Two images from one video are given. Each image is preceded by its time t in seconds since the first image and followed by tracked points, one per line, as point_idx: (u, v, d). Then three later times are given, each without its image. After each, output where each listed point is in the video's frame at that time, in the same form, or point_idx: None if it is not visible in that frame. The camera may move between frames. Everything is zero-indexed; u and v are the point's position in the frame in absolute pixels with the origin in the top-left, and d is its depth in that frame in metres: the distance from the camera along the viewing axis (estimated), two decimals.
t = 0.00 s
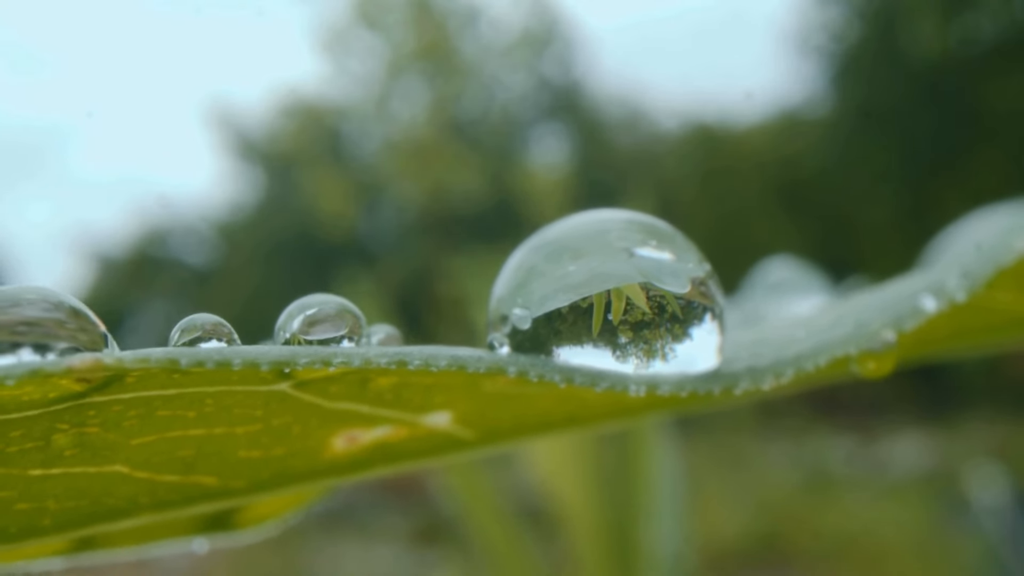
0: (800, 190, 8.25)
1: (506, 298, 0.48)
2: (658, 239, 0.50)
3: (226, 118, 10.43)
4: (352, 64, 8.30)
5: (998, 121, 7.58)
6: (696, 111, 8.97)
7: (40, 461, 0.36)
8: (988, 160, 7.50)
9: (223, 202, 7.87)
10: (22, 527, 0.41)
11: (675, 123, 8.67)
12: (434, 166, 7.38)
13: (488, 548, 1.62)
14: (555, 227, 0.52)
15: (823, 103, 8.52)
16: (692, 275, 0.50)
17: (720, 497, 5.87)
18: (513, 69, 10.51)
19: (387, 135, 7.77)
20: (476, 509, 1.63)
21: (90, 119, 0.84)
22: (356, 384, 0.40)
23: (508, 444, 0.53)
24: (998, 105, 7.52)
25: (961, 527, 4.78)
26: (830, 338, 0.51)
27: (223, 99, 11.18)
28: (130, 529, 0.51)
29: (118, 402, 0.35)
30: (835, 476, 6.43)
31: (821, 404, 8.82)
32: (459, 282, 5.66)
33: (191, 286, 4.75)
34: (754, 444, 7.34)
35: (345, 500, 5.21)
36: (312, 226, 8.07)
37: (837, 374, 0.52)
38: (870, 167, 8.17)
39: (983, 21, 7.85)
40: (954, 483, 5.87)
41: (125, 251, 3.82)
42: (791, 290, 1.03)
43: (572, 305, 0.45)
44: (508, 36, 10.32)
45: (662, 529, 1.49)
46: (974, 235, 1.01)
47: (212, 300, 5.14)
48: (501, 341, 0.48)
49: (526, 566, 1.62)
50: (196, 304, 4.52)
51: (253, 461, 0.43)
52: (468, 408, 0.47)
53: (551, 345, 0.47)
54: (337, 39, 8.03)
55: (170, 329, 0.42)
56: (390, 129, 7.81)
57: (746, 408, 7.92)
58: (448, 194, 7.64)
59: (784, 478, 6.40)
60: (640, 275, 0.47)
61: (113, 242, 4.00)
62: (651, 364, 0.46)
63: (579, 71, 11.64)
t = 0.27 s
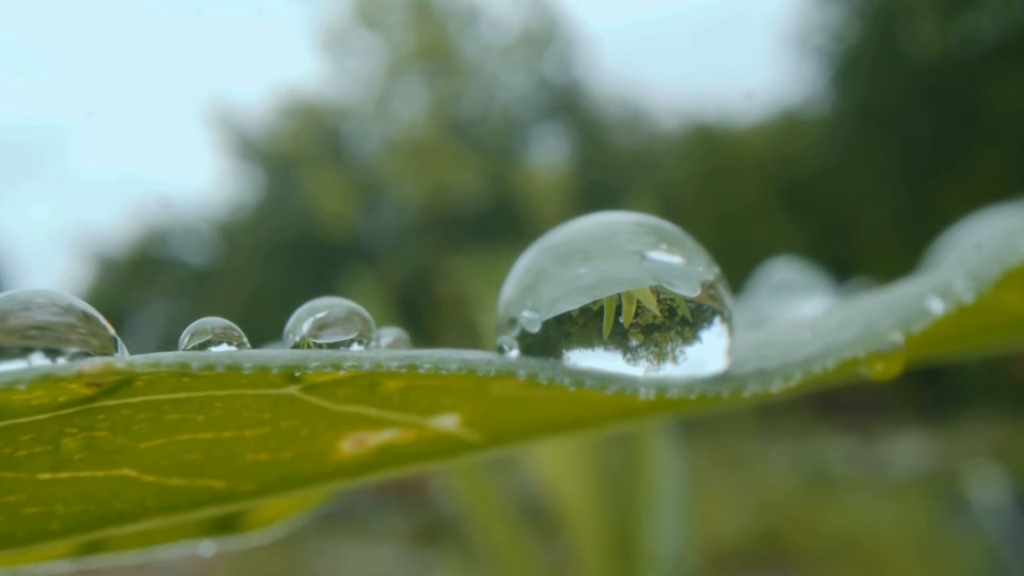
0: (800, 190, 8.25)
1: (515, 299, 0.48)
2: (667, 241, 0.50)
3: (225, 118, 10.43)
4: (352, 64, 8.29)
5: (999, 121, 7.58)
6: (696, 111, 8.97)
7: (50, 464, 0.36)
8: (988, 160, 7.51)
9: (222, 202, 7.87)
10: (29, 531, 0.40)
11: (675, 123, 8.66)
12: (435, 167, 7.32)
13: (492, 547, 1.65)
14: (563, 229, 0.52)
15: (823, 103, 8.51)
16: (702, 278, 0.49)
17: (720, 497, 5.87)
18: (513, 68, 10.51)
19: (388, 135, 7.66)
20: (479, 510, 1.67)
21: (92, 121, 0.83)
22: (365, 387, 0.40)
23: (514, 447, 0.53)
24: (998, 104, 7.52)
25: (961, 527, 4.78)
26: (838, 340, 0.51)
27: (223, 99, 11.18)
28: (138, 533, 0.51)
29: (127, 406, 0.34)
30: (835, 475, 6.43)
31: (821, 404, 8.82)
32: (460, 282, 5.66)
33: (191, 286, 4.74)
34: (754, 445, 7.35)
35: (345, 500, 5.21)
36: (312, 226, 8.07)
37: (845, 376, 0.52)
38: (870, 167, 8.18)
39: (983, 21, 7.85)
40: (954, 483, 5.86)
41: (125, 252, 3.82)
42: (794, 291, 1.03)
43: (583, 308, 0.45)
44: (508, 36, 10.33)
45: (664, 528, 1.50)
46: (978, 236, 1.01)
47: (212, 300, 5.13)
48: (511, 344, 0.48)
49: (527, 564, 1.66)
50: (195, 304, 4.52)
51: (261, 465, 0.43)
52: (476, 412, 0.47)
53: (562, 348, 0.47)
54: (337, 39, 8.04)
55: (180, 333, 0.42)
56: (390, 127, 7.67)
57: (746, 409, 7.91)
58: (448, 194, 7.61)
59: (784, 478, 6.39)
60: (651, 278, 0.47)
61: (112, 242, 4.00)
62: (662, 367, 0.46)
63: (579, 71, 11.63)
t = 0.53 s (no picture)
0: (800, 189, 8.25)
1: (523, 295, 0.49)
2: (674, 238, 0.50)
3: (226, 117, 10.43)
4: (352, 64, 8.28)
5: (999, 121, 7.59)
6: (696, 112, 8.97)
7: (62, 458, 0.37)
8: (988, 160, 7.52)
9: (222, 202, 7.86)
10: (37, 526, 0.40)
11: (675, 123, 8.66)
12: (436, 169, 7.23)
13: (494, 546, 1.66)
14: (570, 225, 0.52)
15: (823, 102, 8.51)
16: (708, 274, 0.50)
17: (721, 497, 5.88)
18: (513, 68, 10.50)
19: (387, 135, 7.73)
20: (479, 509, 1.68)
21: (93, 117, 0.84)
22: (374, 380, 0.40)
23: (520, 442, 0.53)
24: (998, 104, 7.52)
25: (961, 527, 4.78)
26: (843, 337, 0.51)
27: (222, 99, 11.18)
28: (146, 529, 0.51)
29: (138, 399, 0.35)
30: (835, 476, 6.44)
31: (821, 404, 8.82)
32: (461, 282, 5.66)
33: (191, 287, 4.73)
34: (754, 444, 7.35)
35: (345, 500, 5.21)
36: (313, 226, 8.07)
37: (850, 370, 0.52)
38: (870, 166, 8.18)
39: (983, 21, 7.86)
40: (954, 483, 5.87)
41: (125, 253, 3.81)
42: (796, 289, 1.03)
43: (592, 303, 0.45)
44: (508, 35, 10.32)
45: (665, 527, 1.50)
46: (979, 233, 1.01)
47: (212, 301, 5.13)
48: (518, 338, 0.48)
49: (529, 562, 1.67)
50: (196, 304, 4.52)
51: (269, 460, 0.43)
52: (481, 406, 0.47)
53: (569, 344, 0.47)
54: (335, 39, 8.00)
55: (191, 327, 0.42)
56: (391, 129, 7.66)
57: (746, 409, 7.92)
58: (447, 193, 7.64)
59: (784, 478, 6.40)
60: (660, 274, 0.47)
61: (113, 241, 4.00)
62: (669, 362, 0.47)
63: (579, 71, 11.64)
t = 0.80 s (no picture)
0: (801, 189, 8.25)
1: (529, 291, 0.49)
2: (681, 234, 0.50)
3: (225, 117, 10.42)
4: (352, 64, 8.28)
5: (999, 121, 7.59)
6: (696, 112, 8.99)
7: (72, 451, 0.37)
8: (988, 160, 7.52)
9: (222, 202, 7.87)
10: (46, 520, 0.41)
11: (676, 123, 8.67)
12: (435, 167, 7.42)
13: (495, 546, 1.66)
14: (575, 222, 0.52)
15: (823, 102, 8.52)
16: (714, 270, 0.50)
17: (721, 497, 5.88)
18: (513, 68, 10.51)
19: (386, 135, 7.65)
20: (480, 507, 1.68)
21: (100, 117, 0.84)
22: (381, 376, 0.40)
23: (525, 438, 0.53)
24: (998, 104, 7.55)
25: (961, 527, 4.78)
26: (847, 333, 0.52)
27: (223, 99, 11.18)
28: (151, 524, 0.51)
29: (149, 394, 0.35)
30: (835, 475, 6.44)
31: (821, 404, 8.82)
32: (462, 282, 5.66)
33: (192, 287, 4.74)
34: (754, 444, 7.36)
35: (345, 500, 5.22)
36: (313, 227, 8.08)
37: (855, 367, 0.52)
38: (871, 166, 8.18)
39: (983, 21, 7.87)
40: (954, 483, 5.87)
41: (126, 253, 3.82)
42: (799, 288, 1.03)
43: (599, 299, 0.45)
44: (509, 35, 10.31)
45: (667, 527, 1.50)
46: (982, 232, 1.01)
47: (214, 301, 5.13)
48: (525, 334, 0.48)
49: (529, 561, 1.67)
50: (196, 304, 4.52)
51: (275, 455, 0.43)
52: (488, 402, 0.47)
53: (576, 339, 0.47)
54: (336, 39, 8.01)
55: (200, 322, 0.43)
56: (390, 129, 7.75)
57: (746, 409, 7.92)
58: (448, 193, 7.66)
59: (783, 478, 6.41)
60: (666, 271, 0.47)
61: (113, 241, 4.00)
62: (676, 357, 0.47)
63: (579, 71, 11.64)
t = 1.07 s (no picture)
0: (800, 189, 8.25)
1: (524, 302, 0.48)
2: (677, 245, 0.50)
3: (225, 118, 10.42)
4: (352, 64, 8.28)
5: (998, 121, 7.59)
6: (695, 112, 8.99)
7: (67, 465, 0.37)
8: (988, 160, 7.52)
9: (222, 202, 7.87)
10: (40, 531, 0.41)
11: (676, 123, 8.68)
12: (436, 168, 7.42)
13: (496, 548, 1.67)
14: (570, 232, 0.52)
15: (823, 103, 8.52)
16: (710, 280, 0.50)
17: (721, 498, 5.88)
18: (513, 68, 10.51)
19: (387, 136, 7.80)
20: (480, 509, 1.68)
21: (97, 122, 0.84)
22: (377, 387, 0.40)
23: (521, 446, 0.53)
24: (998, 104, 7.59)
25: (961, 526, 4.77)
26: (843, 342, 0.52)
27: (223, 99, 11.20)
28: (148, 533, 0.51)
29: (143, 407, 0.35)
30: (835, 476, 6.44)
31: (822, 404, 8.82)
32: (462, 282, 5.66)
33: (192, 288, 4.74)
34: (754, 445, 7.36)
35: (345, 500, 5.22)
36: (313, 227, 8.08)
37: (850, 376, 0.52)
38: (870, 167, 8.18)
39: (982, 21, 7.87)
40: (954, 483, 5.86)
41: (126, 254, 3.82)
42: (799, 292, 1.03)
43: (593, 310, 0.46)
44: (508, 35, 10.32)
45: (666, 527, 1.50)
46: (980, 234, 1.01)
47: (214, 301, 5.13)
48: (520, 344, 0.48)
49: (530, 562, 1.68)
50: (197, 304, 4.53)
51: (272, 465, 0.43)
52: (483, 411, 0.47)
53: (571, 350, 0.47)
54: (335, 39, 8.01)
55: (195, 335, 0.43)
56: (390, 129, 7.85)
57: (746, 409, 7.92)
58: (448, 193, 7.68)
59: (783, 478, 6.41)
60: (661, 282, 0.47)
61: (113, 242, 3.99)
62: (671, 367, 0.47)
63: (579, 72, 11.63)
